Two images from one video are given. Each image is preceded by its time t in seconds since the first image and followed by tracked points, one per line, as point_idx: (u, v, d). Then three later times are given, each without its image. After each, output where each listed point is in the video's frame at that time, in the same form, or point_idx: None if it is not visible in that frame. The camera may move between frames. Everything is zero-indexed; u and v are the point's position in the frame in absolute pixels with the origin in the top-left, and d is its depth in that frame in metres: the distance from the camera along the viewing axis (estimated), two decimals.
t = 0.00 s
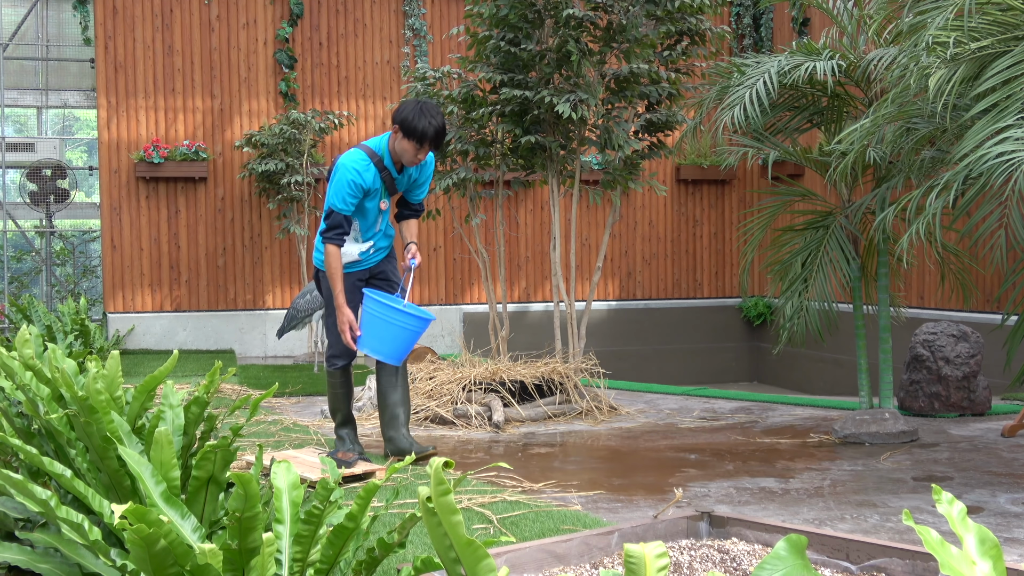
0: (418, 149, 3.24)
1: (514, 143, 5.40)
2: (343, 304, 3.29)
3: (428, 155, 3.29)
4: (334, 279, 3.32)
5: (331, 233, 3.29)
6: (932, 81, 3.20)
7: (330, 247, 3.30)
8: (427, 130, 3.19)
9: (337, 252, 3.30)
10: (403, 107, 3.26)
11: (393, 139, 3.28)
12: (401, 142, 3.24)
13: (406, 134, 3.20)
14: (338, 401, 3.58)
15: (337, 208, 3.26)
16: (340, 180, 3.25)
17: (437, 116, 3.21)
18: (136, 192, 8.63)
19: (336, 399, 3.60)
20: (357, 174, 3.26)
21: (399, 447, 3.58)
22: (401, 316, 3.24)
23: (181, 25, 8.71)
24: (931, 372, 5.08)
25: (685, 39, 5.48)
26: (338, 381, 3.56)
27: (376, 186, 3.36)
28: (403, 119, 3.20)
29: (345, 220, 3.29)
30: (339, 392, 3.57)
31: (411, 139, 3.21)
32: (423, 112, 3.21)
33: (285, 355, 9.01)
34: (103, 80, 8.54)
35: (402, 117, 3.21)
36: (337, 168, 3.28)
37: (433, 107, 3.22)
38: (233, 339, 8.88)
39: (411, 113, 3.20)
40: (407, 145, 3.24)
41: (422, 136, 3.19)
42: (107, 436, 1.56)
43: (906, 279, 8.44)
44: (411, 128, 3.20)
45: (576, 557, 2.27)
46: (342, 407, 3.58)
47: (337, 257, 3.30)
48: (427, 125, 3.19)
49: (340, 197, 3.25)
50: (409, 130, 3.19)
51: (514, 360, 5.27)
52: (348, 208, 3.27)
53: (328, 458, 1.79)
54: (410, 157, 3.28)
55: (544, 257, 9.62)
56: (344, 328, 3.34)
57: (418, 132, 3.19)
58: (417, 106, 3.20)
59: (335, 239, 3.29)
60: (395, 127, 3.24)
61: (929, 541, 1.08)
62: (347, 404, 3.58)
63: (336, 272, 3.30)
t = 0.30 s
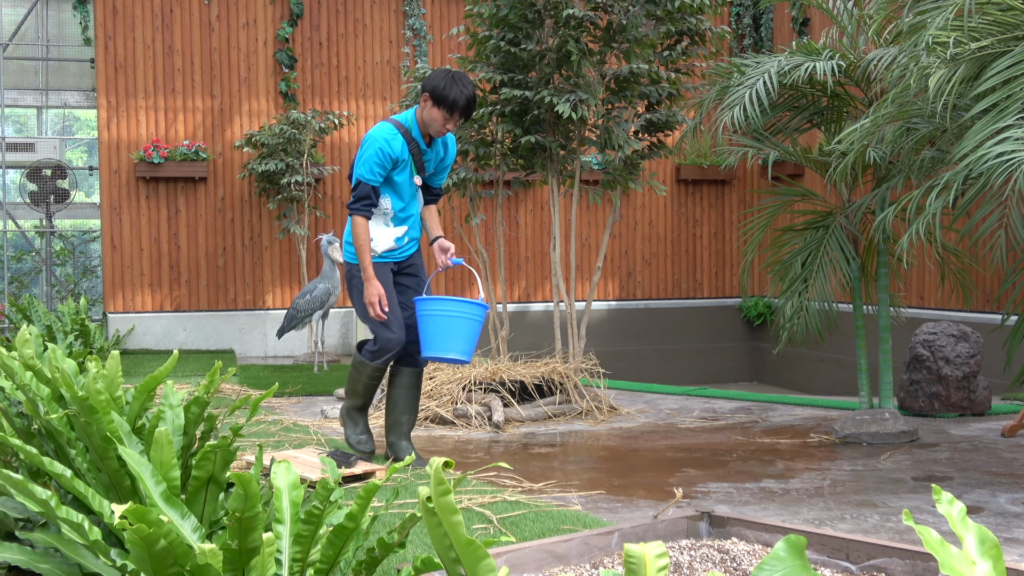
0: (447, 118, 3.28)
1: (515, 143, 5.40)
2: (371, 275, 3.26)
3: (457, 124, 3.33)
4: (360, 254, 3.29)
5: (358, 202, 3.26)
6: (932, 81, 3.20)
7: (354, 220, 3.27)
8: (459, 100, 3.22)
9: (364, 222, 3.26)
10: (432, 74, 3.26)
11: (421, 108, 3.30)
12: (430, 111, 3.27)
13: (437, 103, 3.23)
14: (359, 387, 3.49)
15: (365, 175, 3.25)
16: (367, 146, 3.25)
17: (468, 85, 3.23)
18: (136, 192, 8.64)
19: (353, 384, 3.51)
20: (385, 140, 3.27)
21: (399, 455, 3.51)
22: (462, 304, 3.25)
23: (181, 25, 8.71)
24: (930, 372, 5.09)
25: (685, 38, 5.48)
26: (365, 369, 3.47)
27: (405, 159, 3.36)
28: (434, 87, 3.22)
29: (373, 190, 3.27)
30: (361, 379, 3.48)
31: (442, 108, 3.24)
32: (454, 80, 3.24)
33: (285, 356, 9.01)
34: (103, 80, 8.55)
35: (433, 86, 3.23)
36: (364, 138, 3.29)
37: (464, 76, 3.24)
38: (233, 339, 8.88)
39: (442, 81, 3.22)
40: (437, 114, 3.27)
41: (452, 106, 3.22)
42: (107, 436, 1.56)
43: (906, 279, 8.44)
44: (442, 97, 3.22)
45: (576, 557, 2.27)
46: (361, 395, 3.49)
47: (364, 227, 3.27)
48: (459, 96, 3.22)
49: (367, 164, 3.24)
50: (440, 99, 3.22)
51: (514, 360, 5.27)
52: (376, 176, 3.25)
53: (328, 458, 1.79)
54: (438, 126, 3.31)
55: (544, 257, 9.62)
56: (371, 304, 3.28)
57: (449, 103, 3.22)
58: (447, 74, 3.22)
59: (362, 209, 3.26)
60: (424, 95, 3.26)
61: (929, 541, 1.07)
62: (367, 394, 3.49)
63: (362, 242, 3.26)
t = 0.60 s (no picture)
0: (471, 106, 3.33)
1: (515, 143, 5.40)
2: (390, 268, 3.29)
3: (479, 112, 3.38)
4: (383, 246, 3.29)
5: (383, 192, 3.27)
6: (932, 81, 3.20)
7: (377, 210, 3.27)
8: (484, 89, 3.27)
9: (387, 214, 3.27)
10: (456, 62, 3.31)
11: (444, 95, 3.34)
12: (454, 98, 3.32)
13: (461, 91, 3.28)
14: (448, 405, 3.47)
15: (392, 165, 3.26)
16: (396, 135, 3.26)
17: (493, 74, 3.29)
18: (136, 192, 8.64)
19: (441, 407, 3.44)
20: (412, 129, 3.28)
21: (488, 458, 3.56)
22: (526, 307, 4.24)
23: (181, 25, 8.71)
24: (931, 372, 5.08)
25: (685, 39, 5.48)
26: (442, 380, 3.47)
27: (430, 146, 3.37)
28: (459, 75, 3.27)
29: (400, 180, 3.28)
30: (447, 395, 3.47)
31: (468, 97, 3.29)
32: (479, 68, 3.29)
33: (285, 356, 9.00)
34: (103, 80, 8.54)
35: (458, 74, 3.28)
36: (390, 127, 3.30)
37: (489, 64, 3.29)
38: (233, 339, 8.88)
39: (467, 69, 3.27)
40: (461, 103, 3.32)
41: (476, 94, 3.28)
42: (107, 436, 1.56)
43: (906, 279, 8.44)
44: (467, 85, 3.28)
45: (576, 557, 2.27)
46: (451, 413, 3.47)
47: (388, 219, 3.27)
48: (485, 84, 3.28)
49: (395, 154, 3.26)
50: (466, 87, 3.27)
51: (514, 360, 5.28)
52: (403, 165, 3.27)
53: (328, 458, 1.79)
54: (461, 114, 3.36)
55: (544, 257, 9.62)
56: (388, 298, 3.32)
57: (474, 91, 3.27)
58: (473, 61, 3.27)
59: (386, 199, 3.27)
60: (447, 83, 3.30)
61: (929, 541, 1.08)
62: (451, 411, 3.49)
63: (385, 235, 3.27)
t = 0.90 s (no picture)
0: (501, 104, 3.30)
1: (515, 143, 5.40)
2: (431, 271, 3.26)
3: (507, 109, 3.36)
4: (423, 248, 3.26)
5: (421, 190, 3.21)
6: (932, 81, 3.20)
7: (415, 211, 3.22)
8: (516, 86, 3.25)
9: (426, 214, 3.23)
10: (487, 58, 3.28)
11: (474, 91, 3.30)
12: (484, 94, 3.28)
13: (493, 87, 3.25)
14: (464, 413, 3.48)
15: (430, 164, 3.22)
16: (432, 133, 3.20)
17: (526, 71, 3.26)
18: (136, 192, 8.63)
19: (455, 415, 3.46)
20: (448, 126, 3.23)
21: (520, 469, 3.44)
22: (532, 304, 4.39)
23: (182, 25, 8.71)
24: (931, 372, 5.08)
25: (685, 39, 5.47)
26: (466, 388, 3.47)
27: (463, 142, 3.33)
28: (492, 72, 3.23)
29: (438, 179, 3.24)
30: (465, 403, 3.47)
31: (500, 94, 3.26)
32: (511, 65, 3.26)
33: (285, 356, 9.01)
34: (103, 80, 8.54)
35: (491, 70, 3.24)
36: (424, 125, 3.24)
37: (521, 61, 3.27)
38: (233, 339, 8.88)
39: (500, 65, 3.24)
40: (492, 99, 3.28)
41: (508, 92, 3.25)
42: (107, 436, 1.56)
43: (906, 279, 8.44)
44: (498, 81, 3.25)
45: (576, 557, 2.27)
46: (468, 421, 3.48)
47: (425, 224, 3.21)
48: (517, 81, 3.25)
49: (432, 152, 3.21)
50: (499, 85, 3.24)
51: (515, 360, 5.28)
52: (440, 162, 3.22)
53: (328, 458, 1.79)
54: (491, 110, 3.32)
55: (544, 257, 9.62)
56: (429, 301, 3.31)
57: (507, 88, 3.24)
58: (506, 57, 3.23)
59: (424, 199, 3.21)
60: (479, 78, 3.27)
61: (929, 541, 1.08)
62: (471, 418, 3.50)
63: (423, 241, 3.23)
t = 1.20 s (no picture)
0: (543, 135, 3.27)
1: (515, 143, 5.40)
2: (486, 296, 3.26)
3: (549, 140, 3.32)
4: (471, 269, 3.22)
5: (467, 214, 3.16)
6: (932, 81, 3.20)
7: (460, 234, 3.18)
8: (560, 119, 3.20)
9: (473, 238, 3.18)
10: (535, 86, 3.24)
11: (518, 119, 3.27)
12: (527, 124, 3.25)
13: (537, 119, 3.21)
14: (466, 413, 3.48)
15: (473, 187, 3.18)
16: (474, 154, 3.18)
17: (571, 103, 3.23)
18: (136, 192, 8.63)
19: (457, 415, 3.47)
20: (489, 148, 3.21)
21: (520, 470, 3.40)
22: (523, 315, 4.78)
23: (182, 25, 8.71)
24: (931, 372, 5.08)
25: (685, 38, 5.47)
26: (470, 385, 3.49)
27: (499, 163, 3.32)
28: (539, 103, 3.20)
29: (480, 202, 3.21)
30: (466, 402, 3.48)
31: (544, 126, 3.23)
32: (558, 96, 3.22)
33: (285, 356, 9.01)
34: (103, 80, 8.53)
35: (539, 101, 3.21)
36: (472, 146, 3.20)
37: (567, 94, 3.23)
38: (233, 339, 8.89)
39: (547, 97, 3.20)
40: (535, 130, 3.25)
41: (552, 124, 3.21)
42: (107, 436, 1.56)
43: (906, 279, 8.44)
44: (543, 111, 3.21)
45: (576, 557, 2.27)
46: (469, 421, 3.48)
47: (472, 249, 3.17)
48: (563, 113, 3.21)
49: (479, 175, 3.17)
50: (544, 116, 3.20)
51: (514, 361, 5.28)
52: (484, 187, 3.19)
53: (328, 458, 1.79)
54: (532, 140, 3.29)
55: (544, 257, 9.62)
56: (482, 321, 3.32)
57: (551, 120, 3.20)
58: (555, 90, 3.20)
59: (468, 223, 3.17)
60: (523, 108, 3.24)
61: (929, 541, 1.08)
62: (474, 418, 3.50)
63: (473, 267, 3.19)
